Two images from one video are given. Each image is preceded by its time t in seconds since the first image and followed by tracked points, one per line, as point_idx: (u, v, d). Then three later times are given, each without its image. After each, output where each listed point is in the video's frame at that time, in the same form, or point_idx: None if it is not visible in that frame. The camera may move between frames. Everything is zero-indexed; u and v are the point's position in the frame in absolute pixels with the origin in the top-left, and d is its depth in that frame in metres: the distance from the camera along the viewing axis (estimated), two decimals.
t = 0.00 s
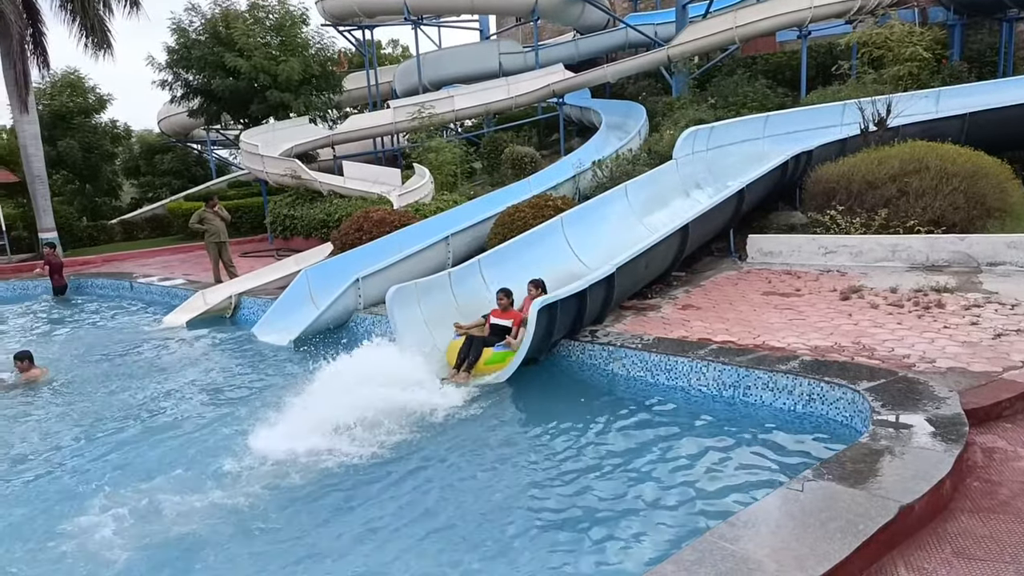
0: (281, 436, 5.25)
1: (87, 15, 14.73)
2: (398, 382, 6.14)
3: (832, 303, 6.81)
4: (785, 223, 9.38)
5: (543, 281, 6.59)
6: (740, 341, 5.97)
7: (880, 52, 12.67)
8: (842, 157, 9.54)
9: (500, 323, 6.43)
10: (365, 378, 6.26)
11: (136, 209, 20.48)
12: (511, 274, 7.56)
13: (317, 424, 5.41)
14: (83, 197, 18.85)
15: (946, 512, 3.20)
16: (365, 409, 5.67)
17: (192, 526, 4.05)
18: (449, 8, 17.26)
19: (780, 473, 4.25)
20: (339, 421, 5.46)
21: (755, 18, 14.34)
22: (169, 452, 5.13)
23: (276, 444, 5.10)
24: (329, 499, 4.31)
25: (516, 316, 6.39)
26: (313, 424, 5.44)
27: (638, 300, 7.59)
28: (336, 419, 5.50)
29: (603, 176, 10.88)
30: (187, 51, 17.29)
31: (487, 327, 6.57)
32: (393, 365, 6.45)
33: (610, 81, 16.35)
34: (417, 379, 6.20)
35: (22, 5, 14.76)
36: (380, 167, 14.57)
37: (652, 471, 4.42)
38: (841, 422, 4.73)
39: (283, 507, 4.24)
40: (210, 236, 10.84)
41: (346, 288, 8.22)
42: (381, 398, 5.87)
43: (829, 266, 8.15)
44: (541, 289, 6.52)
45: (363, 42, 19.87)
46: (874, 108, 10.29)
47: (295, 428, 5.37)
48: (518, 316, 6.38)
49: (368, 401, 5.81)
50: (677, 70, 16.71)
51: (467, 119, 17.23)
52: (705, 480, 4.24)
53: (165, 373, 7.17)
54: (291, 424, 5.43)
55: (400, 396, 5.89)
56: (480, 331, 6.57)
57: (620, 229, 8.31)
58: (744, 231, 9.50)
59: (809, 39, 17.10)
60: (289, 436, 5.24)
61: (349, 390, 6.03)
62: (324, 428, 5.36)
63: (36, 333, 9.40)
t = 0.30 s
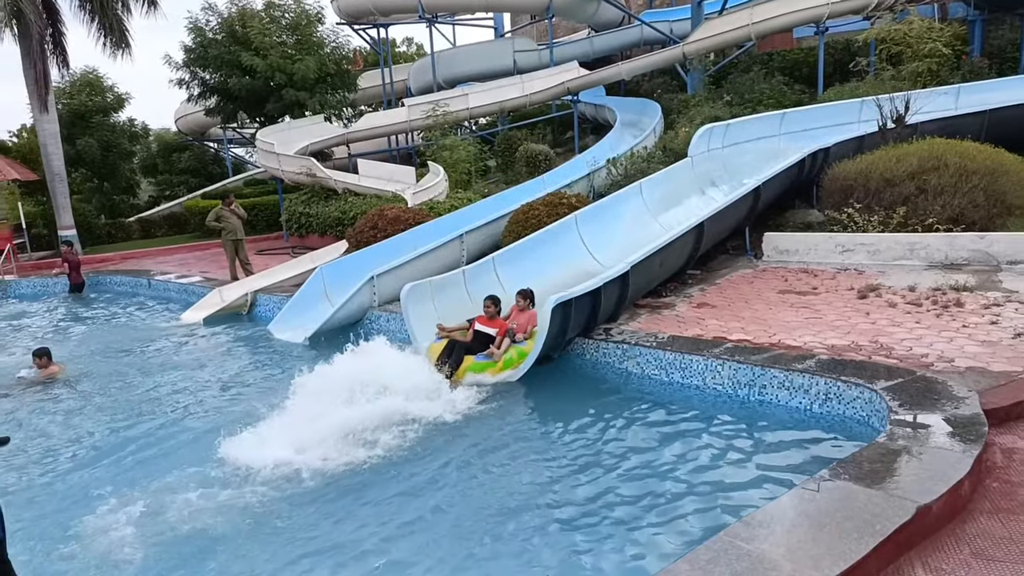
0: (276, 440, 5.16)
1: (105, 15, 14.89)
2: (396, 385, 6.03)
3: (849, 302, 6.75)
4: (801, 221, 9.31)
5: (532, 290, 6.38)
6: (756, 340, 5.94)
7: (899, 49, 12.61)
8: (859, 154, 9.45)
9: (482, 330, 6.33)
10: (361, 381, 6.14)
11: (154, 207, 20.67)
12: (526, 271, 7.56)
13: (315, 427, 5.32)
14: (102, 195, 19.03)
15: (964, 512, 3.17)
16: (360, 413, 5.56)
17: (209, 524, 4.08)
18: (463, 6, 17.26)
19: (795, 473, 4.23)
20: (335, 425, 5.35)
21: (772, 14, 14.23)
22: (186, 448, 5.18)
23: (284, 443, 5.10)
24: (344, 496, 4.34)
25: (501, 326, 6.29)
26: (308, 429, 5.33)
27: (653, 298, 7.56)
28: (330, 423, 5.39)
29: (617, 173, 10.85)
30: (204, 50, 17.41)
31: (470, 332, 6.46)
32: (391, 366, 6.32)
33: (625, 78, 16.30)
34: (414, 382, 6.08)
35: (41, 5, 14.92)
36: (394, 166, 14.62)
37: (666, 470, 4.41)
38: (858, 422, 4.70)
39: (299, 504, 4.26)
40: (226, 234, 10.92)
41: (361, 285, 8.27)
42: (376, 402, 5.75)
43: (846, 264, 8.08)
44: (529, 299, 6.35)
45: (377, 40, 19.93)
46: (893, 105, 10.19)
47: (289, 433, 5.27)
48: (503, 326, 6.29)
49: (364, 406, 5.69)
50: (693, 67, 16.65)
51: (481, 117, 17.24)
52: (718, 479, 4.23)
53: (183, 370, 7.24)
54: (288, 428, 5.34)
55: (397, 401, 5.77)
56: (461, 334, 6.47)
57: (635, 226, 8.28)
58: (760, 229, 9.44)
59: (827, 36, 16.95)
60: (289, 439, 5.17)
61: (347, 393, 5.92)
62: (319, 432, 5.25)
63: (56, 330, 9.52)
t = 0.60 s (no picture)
0: (279, 443, 5.11)
1: (125, 14, 15.06)
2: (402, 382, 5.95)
3: (868, 300, 6.69)
4: (820, 218, 9.23)
5: (521, 297, 6.42)
6: (773, 338, 5.90)
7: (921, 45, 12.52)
8: (880, 151, 9.35)
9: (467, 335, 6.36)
10: (362, 379, 6.04)
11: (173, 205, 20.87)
12: (542, 269, 7.55)
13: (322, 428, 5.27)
14: (122, 193, 19.24)
15: (985, 513, 3.13)
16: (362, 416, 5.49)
17: (228, 520, 4.12)
18: (479, 4, 17.25)
19: (814, 472, 4.19)
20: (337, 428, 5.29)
21: (791, 10, 14.09)
22: (204, 444, 5.23)
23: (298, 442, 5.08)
24: (361, 494, 4.36)
25: (485, 332, 6.31)
26: (308, 431, 5.26)
27: (669, 296, 7.53)
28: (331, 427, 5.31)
29: (634, 171, 10.80)
30: (222, 49, 17.53)
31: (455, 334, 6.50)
32: (392, 367, 6.20)
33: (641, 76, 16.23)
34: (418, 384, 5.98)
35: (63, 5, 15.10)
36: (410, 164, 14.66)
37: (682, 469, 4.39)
38: (877, 422, 4.66)
39: (316, 502, 4.29)
40: (244, 231, 11.00)
41: (377, 283, 8.30)
42: (377, 403, 5.65)
43: (865, 263, 8.01)
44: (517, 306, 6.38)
45: (394, 39, 19.98)
46: (913, 101, 10.07)
47: (289, 436, 5.20)
48: (487, 332, 6.30)
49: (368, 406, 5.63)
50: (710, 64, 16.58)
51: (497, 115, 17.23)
52: (735, 479, 4.20)
53: (201, 367, 7.31)
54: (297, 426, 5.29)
55: (399, 403, 5.68)
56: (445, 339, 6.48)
57: (652, 224, 8.23)
58: (778, 227, 9.37)
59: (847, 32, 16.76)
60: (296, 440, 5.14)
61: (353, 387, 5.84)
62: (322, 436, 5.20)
63: (77, 327, 9.65)
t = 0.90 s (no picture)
0: (291, 436, 5.13)
1: (148, 13, 15.24)
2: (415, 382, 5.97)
3: (892, 297, 6.62)
4: (843, 215, 9.13)
5: (512, 302, 6.36)
6: (795, 336, 5.86)
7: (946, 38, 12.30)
8: (904, 147, 9.22)
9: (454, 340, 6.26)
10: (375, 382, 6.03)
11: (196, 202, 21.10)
12: (561, 265, 7.54)
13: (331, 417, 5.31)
14: (146, 190, 19.48)
15: (1011, 514, 3.09)
16: (374, 413, 5.49)
17: (249, 515, 4.17)
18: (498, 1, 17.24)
19: (836, 470, 4.17)
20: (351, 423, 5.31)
21: (814, 4, 13.94)
22: (225, 438, 5.30)
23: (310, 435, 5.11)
24: (381, 490, 4.39)
25: (473, 336, 6.20)
26: (322, 427, 5.28)
27: (689, 293, 7.49)
28: (343, 423, 5.32)
29: (654, 167, 10.76)
30: (244, 48, 17.66)
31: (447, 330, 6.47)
32: (405, 373, 6.20)
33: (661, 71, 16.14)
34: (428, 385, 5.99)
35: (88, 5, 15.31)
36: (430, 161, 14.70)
37: (704, 467, 4.37)
38: (901, 421, 4.63)
39: (336, 497, 4.32)
40: (266, 228, 11.10)
41: (396, 279, 8.34)
42: (390, 402, 5.66)
43: (889, 260, 7.92)
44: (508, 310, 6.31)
45: (413, 36, 20.02)
46: (939, 96, 9.95)
47: (303, 430, 5.23)
48: (475, 336, 6.20)
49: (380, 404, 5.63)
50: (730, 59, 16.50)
51: (516, 111, 17.22)
52: (755, 477, 4.19)
53: (223, 363, 7.39)
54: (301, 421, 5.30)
55: (412, 401, 5.69)
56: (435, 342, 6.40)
57: (671, 221, 8.17)
58: (800, 223, 9.28)
59: (871, 26, 16.56)
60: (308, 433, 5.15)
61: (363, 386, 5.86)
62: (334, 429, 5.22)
63: (103, 323, 9.79)
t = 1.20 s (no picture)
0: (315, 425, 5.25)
1: (175, 8, 15.41)
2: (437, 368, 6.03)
3: (920, 292, 6.52)
4: (871, 208, 8.99)
5: (502, 300, 6.22)
6: (821, 330, 5.79)
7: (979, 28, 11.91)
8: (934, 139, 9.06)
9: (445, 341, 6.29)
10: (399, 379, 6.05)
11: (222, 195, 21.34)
12: (583, 259, 7.51)
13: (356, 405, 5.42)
14: (173, 184, 19.73)
15: None
16: (394, 403, 5.57)
17: (275, 504, 4.22)
18: None
19: (862, 466, 4.12)
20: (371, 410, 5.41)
21: None
22: (251, 427, 5.37)
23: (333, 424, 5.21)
24: (404, 481, 4.42)
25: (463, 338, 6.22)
26: (345, 417, 5.38)
27: (713, 287, 7.44)
28: (364, 414, 5.41)
29: (677, 160, 10.69)
30: (268, 42, 17.78)
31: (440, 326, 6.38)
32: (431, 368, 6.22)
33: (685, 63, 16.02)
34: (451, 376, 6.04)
35: None
36: (453, 154, 14.74)
37: (727, 461, 4.35)
38: (929, 417, 4.57)
39: (361, 488, 4.36)
40: (290, 221, 11.20)
41: (419, 273, 8.38)
42: (412, 395, 5.69)
43: (918, 254, 7.79)
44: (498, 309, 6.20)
45: (436, 29, 20.04)
46: (970, 88, 9.83)
47: (326, 420, 5.33)
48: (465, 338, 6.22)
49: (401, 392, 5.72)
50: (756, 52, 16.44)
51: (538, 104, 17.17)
52: (780, 472, 4.16)
53: (249, 354, 7.49)
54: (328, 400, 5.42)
55: (433, 393, 5.75)
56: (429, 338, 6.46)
57: (695, 214, 8.10)
58: (827, 217, 9.16)
59: (900, 16, 16.26)
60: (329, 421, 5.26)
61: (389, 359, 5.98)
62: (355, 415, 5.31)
63: (131, 314, 9.96)
